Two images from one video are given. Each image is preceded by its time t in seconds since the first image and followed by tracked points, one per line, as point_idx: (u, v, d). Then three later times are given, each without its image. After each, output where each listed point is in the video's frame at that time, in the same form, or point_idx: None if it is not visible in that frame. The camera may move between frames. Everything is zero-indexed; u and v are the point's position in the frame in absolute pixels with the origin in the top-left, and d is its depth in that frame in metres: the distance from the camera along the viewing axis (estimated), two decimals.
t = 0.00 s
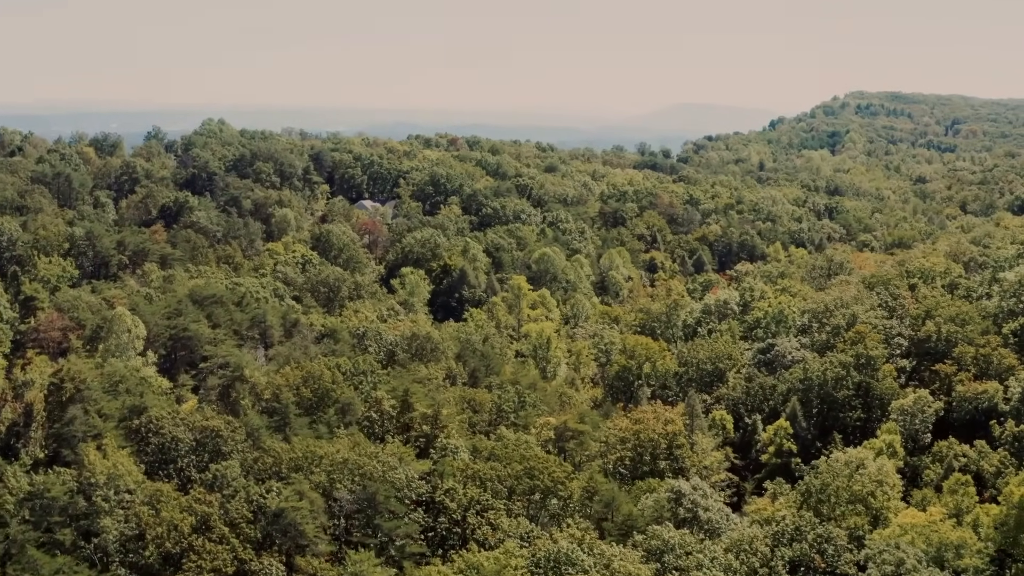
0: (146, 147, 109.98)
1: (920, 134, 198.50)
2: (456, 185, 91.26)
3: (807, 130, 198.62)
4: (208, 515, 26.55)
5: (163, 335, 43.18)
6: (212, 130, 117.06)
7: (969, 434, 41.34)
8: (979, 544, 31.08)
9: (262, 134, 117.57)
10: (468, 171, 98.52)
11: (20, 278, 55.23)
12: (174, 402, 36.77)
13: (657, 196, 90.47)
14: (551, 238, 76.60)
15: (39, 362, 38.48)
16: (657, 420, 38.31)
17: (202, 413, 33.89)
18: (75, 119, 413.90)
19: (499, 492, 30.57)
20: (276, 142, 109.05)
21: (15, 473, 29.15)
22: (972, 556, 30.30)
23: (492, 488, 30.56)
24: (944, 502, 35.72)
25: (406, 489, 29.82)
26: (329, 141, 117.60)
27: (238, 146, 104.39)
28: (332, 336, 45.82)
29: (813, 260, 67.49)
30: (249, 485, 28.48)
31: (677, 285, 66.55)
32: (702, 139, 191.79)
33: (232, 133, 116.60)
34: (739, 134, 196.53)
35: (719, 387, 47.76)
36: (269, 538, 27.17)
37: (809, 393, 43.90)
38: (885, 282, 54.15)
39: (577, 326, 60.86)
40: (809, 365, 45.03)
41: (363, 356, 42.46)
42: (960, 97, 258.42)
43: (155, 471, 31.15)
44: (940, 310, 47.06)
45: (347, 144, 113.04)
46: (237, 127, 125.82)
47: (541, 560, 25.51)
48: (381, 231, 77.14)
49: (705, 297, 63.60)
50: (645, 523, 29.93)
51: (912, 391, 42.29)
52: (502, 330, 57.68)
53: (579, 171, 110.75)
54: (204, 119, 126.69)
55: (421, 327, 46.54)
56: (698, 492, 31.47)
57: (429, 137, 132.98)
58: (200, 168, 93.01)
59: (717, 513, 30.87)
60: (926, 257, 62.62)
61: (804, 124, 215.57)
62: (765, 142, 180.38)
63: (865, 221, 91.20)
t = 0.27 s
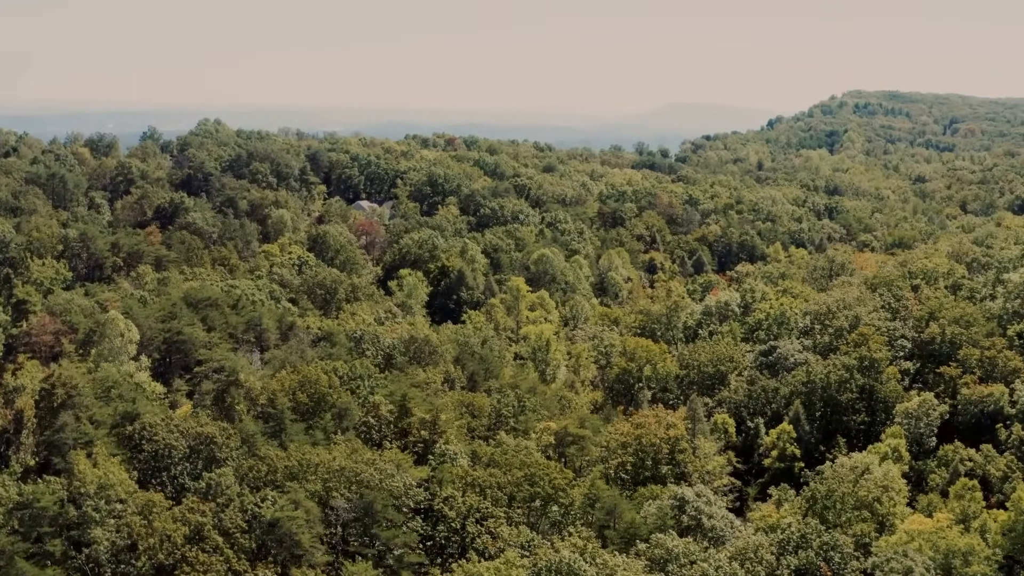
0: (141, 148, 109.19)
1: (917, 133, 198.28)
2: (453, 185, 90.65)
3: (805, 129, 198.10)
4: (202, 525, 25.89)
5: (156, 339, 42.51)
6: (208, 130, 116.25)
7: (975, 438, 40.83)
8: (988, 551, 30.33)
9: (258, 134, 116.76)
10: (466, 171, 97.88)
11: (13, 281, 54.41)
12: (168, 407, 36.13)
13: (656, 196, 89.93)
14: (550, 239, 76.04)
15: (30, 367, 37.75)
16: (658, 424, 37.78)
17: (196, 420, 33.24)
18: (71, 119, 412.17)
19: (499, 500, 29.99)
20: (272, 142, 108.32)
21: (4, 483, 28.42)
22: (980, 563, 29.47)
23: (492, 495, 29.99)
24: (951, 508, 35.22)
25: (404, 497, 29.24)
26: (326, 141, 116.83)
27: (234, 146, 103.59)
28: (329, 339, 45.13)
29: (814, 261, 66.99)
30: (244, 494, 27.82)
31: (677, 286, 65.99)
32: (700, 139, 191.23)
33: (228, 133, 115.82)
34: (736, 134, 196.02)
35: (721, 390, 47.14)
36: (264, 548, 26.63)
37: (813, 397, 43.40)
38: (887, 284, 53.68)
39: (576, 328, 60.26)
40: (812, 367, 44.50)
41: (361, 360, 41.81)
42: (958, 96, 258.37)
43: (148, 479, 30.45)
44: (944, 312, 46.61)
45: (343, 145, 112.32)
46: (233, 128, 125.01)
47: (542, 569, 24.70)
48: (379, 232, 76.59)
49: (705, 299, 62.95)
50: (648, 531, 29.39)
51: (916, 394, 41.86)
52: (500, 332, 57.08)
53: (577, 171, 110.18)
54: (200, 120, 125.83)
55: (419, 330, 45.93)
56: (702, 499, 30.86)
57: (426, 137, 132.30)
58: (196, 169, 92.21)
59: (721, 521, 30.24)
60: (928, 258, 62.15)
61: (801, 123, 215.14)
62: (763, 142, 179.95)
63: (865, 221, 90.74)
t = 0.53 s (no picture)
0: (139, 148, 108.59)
1: (918, 132, 197.69)
2: (454, 185, 90.07)
3: (806, 129, 197.35)
4: (198, 535, 25.42)
5: (153, 342, 42.02)
6: (207, 130, 115.69)
7: (983, 441, 40.24)
8: (998, 557, 29.73)
9: (257, 134, 116.21)
10: (466, 171, 97.33)
11: (9, 282, 53.90)
12: (165, 412, 35.58)
13: (658, 196, 89.39)
14: (551, 240, 75.51)
15: (25, 371, 37.24)
16: (662, 428, 37.23)
17: (193, 426, 32.77)
18: (69, 119, 411.29)
19: (502, 507, 29.41)
20: (271, 142, 107.72)
21: None
22: (990, 569, 28.84)
23: (494, 502, 29.44)
24: (959, 513, 34.71)
25: (404, 504, 28.70)
26: (325, 141, 116.24)
27: (233, 146, 103.02)
28: (327, 341, 44.53)
29: (817, 262, 66.46)
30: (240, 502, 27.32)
31: (679, 287, 65.44)
32: (700, 138, 190.51)
33: (226, 133, 115.19)
34: (737, 133, 195.38)
35: (724, 393, 46.55)
36: (261, 557, 26.32)
37: (818, 399, 42.87)
38: (892, 284, 53.15)
39: (578, 330, 59.70)
40: (817, 370, 43.99)
41: (360, 363, 41.30)
42: (958, 96, 257.71)
43: (143, 487, 29.81)
44: (950, 313, 46.10)
45: (343, 145, 111.75)
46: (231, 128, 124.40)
47: None
48: (378, 233, 76.17)
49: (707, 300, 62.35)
50: (653, 539, 28.83)
51: (923, 397, 41.37)
52: (501, 334, 56.52)
53: (578, 171, 109.61)
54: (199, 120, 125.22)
55: (420, 332, 45.39)
56: (707, 505, 30.22)
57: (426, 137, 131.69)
58: (194, 169, 91.69)
59: (727, 527, 29.62)
60: (932, 259, 61.60)
61: (802, 122, 214.52)
62: (764, 142, 179.39)
63: (867, 221, 90.19)
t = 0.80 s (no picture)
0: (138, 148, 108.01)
1: (920, 132, 197.07)
2: (454, 186, 89.54)
3: (807, 128, 196.63)
4: (193, 545, 24.88)
5: (149, 346, 41.46)
6: (206, 130, 115.06)
7: (990, 446, 39.71)
8: (1009, 564, 29.08)
9: (256, 134, 115.61)
10: (467, 171, 96.75)
11: (4, 284, 53.31)
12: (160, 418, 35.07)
13: (659, 196, 88.83)
14: (552, 241, 74.95)
15: (18, 376, 36.66)
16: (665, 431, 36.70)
17: (189, 432, 32.23)
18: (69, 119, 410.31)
19: (504, 515, 28.83)
20: (270, 143, 107.09)
21: None
22: None
23: (496, 510, 28.87)
24: (968, 518, 34.12)
25: (404, 513, 28.12)
26: (324, 141, 115.65)
27: (232, 147, 102.40)
28: (326, 344, 43.92)
29: (820, 263, 65.90)
30: (236, 510, 26.77)
31: (681, 289, 64.89)
32: (701, 138, 189.87)
33: (226, 133, 114.61)
34: (738, 133, 194.65)
35: (728, 396, 45.95)
36: (258, 568, 25.81)
37: (823, 403, 42.31)
38: (897, 286, 52.61)
39: (579, 332, 59.20)
40: (822, 373, 43.43)
41: (360, 367, 40.72)
42: (959, 95, 257.23)
43: (137, 495, 29.43)
44: (957, 316, 45.56)
45: (342, 145, 111.17)
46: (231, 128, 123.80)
47: None
48: (377, 234, 75.66)
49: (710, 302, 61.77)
50: (657, 548, 28.25)
51: (930, 401, 40.85)
52: (502, 336, 55.95)
53: (578, 171, 109.03)
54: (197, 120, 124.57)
55: (420, 335, 44.84)
56: (713, 512, 29.56)
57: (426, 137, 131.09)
58: (193, 170, 91.14)
59: (734, 535, 29.01)
60: (937, 260, 61.04)
61: (803, 121, 214.46)
62: (765, 141, 178.77)
63: (870, 221, 89.61)
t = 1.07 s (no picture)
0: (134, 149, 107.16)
1: (919, 131, 196.52)
2: (452, 186, 88.84)
3: (806, 128, 195.91)
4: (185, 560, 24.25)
5: (143, 351, 40.73)
6: (202, 130, 114.21)
7: (998, 451, 39.05)
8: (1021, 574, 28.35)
9: (254, 135, 114.81)
10: (465, 172, 96.03)
11: None
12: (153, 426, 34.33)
13: (659, 196, 88.17)
14: (551, 242, 74.24)
15: (8, 383, 35.92)
16: (668, 437, 36.01)
17: (182, 441, 31.57)
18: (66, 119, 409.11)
19: (504, 525, 28.12)
20: (267, 143, 106.30)
21: None
22: None
23: (497, 521, 28.17)
24: (977, 526, 33.45)
25: (402, 524, 27.43)
26: (322, 141, 114.87)
27: (228, 147, 101.59)
28: (322, 348, 43.19)
29: (823, 264, 65.25)
30: (230, 523, 26.12)
31: (682, 291, 64.23)
32: (700, 138, 189.24)
33: (222, 134, 113.79)
34: (737, 132, 193.93)
35: (731, 401, 45.26)
36: None
37: (828, 407, 41.63)
38: (901, 288, 51.95)
39: (580, 334, 58.55)
40: (827, 377, 42.75)
41: (357, 372, 39.99)
42: (958, 95, 256.86)
43: (129, 505, 28.88)
44: (963, 318, 44.89)
45: (340, 145, 110.41)
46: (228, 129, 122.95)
47: None
48: (375, 235, 74.87)
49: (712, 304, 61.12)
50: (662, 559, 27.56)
51: (937, 406, 40.19)
52: (502, 339, 55.25)
53: (578, 171, 108.34)
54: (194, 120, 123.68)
55: (418, 339, 44.13)
56: (719, 522, 28.79)
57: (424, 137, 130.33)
58: (189, 171, 90.41)
59: (741, 546, 28.29)
60: (941, 261, 60.42)
61: (802, 120, 213.66)
62: (764, 141, 178.12)
63: (872, 221, 88.98)
